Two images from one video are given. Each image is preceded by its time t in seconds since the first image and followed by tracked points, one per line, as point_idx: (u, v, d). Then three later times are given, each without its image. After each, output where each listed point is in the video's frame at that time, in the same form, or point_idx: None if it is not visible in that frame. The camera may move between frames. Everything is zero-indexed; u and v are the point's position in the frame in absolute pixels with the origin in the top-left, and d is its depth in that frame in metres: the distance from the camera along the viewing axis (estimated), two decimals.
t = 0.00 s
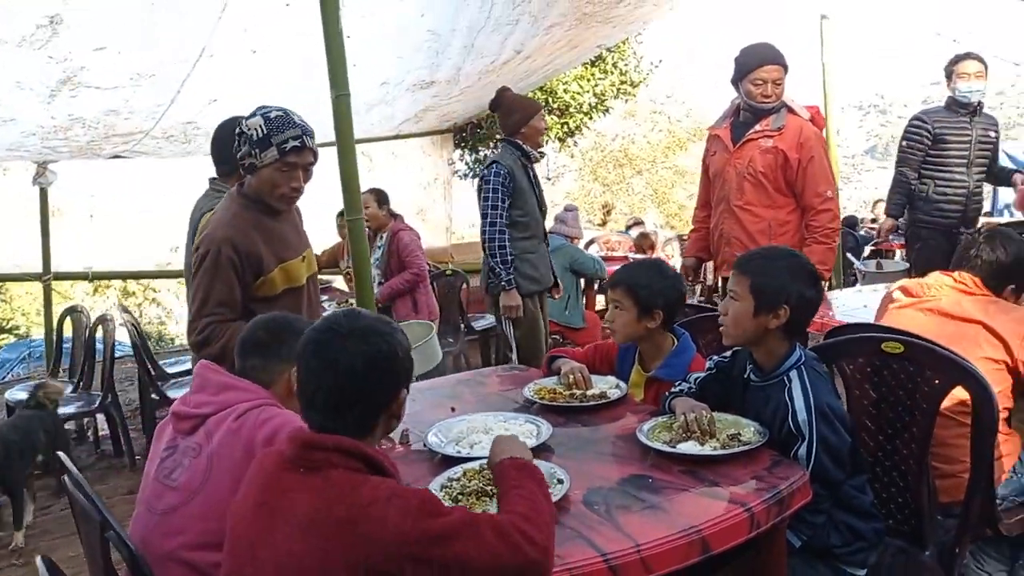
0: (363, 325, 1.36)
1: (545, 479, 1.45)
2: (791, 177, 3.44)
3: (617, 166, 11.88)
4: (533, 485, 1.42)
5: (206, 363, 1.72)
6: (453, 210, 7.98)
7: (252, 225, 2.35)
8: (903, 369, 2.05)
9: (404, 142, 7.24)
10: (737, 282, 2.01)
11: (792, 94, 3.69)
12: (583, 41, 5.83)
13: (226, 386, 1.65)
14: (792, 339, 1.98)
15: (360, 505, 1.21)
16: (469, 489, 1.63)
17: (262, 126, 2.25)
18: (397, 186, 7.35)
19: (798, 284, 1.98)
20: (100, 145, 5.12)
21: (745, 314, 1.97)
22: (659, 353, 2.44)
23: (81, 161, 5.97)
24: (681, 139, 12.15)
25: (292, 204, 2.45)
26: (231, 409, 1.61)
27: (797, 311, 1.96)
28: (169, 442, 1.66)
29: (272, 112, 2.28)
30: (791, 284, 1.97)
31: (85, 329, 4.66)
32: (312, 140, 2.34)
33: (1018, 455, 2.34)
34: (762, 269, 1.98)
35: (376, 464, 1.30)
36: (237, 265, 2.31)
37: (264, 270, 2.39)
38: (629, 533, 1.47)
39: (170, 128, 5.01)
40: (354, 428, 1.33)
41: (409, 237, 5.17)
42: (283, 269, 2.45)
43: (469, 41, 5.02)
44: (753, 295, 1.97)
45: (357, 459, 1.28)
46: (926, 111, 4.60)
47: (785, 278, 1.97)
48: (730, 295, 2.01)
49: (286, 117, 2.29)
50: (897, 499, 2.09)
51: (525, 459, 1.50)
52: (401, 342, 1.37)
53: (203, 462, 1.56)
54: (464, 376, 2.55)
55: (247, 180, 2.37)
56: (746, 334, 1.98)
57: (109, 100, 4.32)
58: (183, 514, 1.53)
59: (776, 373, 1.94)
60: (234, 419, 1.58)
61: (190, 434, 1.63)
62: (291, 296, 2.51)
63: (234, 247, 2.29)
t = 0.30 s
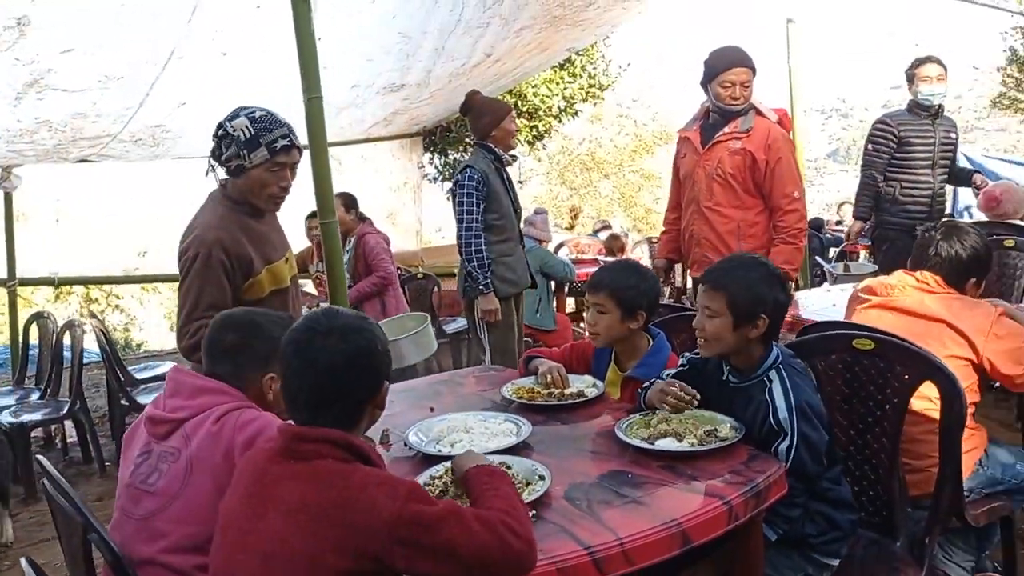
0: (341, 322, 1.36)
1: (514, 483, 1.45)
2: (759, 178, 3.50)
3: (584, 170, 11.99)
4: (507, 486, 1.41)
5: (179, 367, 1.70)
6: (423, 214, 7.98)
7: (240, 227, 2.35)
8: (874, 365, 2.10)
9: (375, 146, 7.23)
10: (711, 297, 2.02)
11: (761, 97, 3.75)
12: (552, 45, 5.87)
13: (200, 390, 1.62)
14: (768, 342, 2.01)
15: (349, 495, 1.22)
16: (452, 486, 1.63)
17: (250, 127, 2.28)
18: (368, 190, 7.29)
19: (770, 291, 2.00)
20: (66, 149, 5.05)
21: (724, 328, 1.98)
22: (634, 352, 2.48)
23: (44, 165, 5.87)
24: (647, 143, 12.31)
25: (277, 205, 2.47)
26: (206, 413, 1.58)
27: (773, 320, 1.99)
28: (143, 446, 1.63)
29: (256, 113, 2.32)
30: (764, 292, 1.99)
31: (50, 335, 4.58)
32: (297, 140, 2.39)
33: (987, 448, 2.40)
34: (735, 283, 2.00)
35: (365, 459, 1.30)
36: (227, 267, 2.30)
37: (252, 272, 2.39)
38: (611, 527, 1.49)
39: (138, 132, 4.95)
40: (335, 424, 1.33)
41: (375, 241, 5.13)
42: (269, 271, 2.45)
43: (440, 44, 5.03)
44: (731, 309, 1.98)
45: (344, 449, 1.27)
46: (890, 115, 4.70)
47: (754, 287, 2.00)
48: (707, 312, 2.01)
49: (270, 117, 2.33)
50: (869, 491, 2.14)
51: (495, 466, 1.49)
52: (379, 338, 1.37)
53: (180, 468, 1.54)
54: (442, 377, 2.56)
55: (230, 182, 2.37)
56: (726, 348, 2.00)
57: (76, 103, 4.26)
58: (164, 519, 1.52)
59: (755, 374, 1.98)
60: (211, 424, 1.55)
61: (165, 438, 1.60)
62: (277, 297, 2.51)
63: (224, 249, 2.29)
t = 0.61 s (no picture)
0: (314, 318, 1.36)
1: (502, 480, 1.45)
2: (727, 177, 3.54)
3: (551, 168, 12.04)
4: (489, 484, 1.41)
5: (134, 376, 1.66)
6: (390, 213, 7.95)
7: (223, 221, 2.32)
8: (841, 359, 2.13)
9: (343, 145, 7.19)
10: (664, 326, 1.99)
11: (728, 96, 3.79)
12: (520, 44, 5.87)
13: (155, 402, 1.58)
14: (734, 345, 2.00)
15: (323, 491, 1.21)
16: (428, 481, 1.63)
17: (239, 122, 2.28)
18: (336, 188, 7.24)
19: (720, 300, 1.97)
20: (26, 145, 4.95)
21: (686, 352, 1.98)
22: (606, 348, 2.49)
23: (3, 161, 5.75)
24: (613, 141, 12.33)
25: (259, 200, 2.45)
26: (164, 424, 1.55)
27: (733, 332, 1.97)
28: (96, 457, 1.58)
29: (242, 109, 2.32)
30: (717, 307, 1.96)
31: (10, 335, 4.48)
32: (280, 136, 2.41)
33: (952, 441, 2.44)
34: (683, 307, 1.96)
35: (339, 457, 1.29)
36: (210, 260, 2.27)
37: (234, 267, 2.36)
38: (586, 521, 1.49)
39: (100, 128, 4.86)
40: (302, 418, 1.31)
41: (340, 239, 5.06)
42: (248, 267, 2.42)
43: (408, 42, 5.01)
44: (686, 335, 1.96)
45: (314, 445, 1.26)
46: (852, 115, 4.78)
47: (707, 302, 1.96)
48: (665, 340, 2.00)
49: (255, 114, 2.34)
50: (838, 484, 2.18)
51: (486, 462, 1.49)
52: (352, 339, 1.36)
53: (138, 480, 1.51)
54: (413, 375, 2.54)
55: (213, 177, 2.35)
56: (695, 367, 2.00)
57: (36, 98, 4.18)
58: (128, 530, 1.50)
59: (728, 377, 1.99)
60: (169, 434, 1.52)
61: (121, 451, 1.55)
62: (254, 295, 2.47)
63: (209, 243, 2.26)
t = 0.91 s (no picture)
0: (314, 334, 1.35)
1: (489, 488, 1.46)
2: (705, 183, 3.57)
3: (529, 172, 12.07)
4: (476, 496, 1.41)
5: (110, 389, 1.64)
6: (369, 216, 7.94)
7: (218, 217, 2.32)
8: (819, 365, 2.17)
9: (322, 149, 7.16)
10: (632, 344, 2.03)
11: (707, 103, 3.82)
12: (500, 49, 5.88)
13: (136, 416, 1.57)
14: (705, 356, 2.01)
15: (299, 505, 1.21)
16: (410, 487, 1.63)
17: (230, 127, 2.24)
18: (314, 192, 7.22)
19: (681, 316, 1.98)
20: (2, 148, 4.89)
21: (656, 368, 2.02)
22: (589, 353, 2.51)
23: None
24: (591, 146, 12.42)
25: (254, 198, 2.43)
26: (144, 439, 1.54)
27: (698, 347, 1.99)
28: (72, 472, 1.56)
29: (239, 114, 2.28)
30: (680, 327, 1.97)
31: None
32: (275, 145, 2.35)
33: (928, 447, 2.49)
34: (647, 327, 1.98)
35: (317, 471, 1.29)
36: (202, 253, 2.27)
37: (228, 260, 2.35)
38: (569, 527, 1.50)
39: (78, 131, 4.81)
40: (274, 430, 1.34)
41: (323, 244, 5.04)
42: (244, 261, 2.41)
43: (388, 47, 5.00)
44: (651, 353, 2.00)
45: (292, 461, 1.26)
46: (827, 123, 4.85)
47: (667, 327, 1.97)
48: (635, 356, 2.04)
49: (252, 120, 2.29)
50: (815, 488, 2.22)
51: (476, 472, 1.49)
52: (346, 364, 1.34)
53: (117, 496, 1.49)
54: (395, 380, 2.54)
55: (210, 175, 2.35)
56: (669, 380, 2.04)
57: (13, 101, 4.13)
58: (105, 549, 1.49)
59: (702, 385, 2.00)
60: (150, 450, 1.51)
61: (99, 466, 1.54)
62: (253, 289, 2.46)
63: (201, 236, 2.26)
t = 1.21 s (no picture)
0: (333, 348, 1.36)
1: (482, 495, 1.44)
2: (695, 189, 3.58)
3: (516, 177, 12.08)
4: (468, 500, 1.40)
5: (90, 395, 1.60)
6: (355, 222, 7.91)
7: (207, 219, 2.31)
8: (810, 369, 2.16)
9: (309, 154, 7.13)
10: (624, 350, 2.01)
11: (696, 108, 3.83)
12: (488, 54, 5.88)
13: (118, 421, 1.54)
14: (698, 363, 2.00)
15: (289, 509, 1.19)
16: (400, 493, 1.61)
17: (217, 129, 2.21)
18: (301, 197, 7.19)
19: (676, 322, 1.98)
20: None
21: (647, 375, 1.99)
22: (581, 358, 2.50)
23: None
24: (578, 152, 12.45)
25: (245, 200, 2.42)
26: (128, 445, 1.51)
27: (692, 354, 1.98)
28: (55, 480, 1.53)
29: (228, 115, 2.25)
30: (670, 331, 1.96)
31: None
32: (264, 147, 2.32)
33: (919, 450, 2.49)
34: (643, 334, 1.97)
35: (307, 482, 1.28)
36: (189, 255, 2.26)
37: (217, 261, 2.34)
38: (561, 532, 1.48)
39: (63, 136, 4.77)
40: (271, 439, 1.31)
41: (309, 252, 5.01)
42: (235, 262, 2.39)
43: (376, 52, 4.99)
44: (644, 360, 1.98)
45: (286, 470, 1.25)
46: (814, 129, 4.88)
47: (656, 332, 1.96)
48: (627, 363, 2.02)
49: (239, 121, 2.26)
50: (806, 492, 2.21)
51: (468, 478, 1.48)
52: (359, 382, 1.34)
53: (101, 504, 1.47)
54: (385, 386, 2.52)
55: (203, 178, 2.35)
56: (658, 386, 2.02)
57: None
58: (89, 558, 1.46)
59: (695, 390, 2.00)
60: (136, 456, 1.49)
61: (82, 473, 1.51)
62: (245, 290, 2.45)
63: (187, 238, 2.25)
